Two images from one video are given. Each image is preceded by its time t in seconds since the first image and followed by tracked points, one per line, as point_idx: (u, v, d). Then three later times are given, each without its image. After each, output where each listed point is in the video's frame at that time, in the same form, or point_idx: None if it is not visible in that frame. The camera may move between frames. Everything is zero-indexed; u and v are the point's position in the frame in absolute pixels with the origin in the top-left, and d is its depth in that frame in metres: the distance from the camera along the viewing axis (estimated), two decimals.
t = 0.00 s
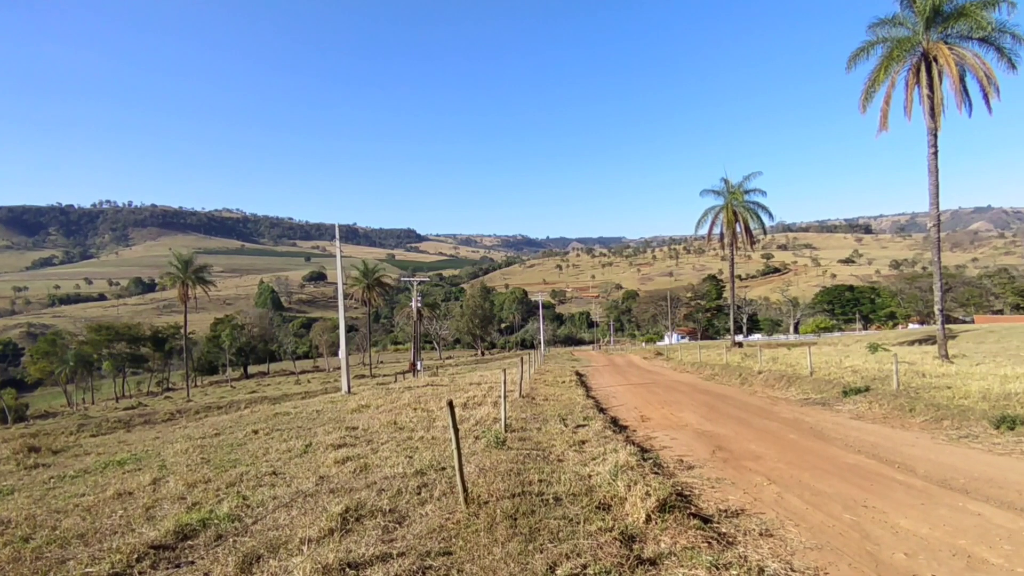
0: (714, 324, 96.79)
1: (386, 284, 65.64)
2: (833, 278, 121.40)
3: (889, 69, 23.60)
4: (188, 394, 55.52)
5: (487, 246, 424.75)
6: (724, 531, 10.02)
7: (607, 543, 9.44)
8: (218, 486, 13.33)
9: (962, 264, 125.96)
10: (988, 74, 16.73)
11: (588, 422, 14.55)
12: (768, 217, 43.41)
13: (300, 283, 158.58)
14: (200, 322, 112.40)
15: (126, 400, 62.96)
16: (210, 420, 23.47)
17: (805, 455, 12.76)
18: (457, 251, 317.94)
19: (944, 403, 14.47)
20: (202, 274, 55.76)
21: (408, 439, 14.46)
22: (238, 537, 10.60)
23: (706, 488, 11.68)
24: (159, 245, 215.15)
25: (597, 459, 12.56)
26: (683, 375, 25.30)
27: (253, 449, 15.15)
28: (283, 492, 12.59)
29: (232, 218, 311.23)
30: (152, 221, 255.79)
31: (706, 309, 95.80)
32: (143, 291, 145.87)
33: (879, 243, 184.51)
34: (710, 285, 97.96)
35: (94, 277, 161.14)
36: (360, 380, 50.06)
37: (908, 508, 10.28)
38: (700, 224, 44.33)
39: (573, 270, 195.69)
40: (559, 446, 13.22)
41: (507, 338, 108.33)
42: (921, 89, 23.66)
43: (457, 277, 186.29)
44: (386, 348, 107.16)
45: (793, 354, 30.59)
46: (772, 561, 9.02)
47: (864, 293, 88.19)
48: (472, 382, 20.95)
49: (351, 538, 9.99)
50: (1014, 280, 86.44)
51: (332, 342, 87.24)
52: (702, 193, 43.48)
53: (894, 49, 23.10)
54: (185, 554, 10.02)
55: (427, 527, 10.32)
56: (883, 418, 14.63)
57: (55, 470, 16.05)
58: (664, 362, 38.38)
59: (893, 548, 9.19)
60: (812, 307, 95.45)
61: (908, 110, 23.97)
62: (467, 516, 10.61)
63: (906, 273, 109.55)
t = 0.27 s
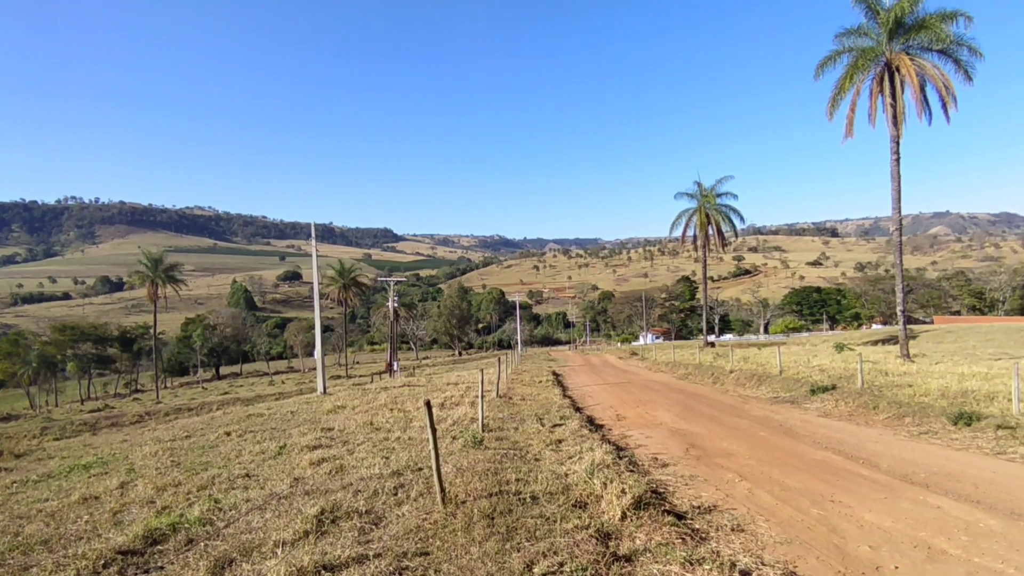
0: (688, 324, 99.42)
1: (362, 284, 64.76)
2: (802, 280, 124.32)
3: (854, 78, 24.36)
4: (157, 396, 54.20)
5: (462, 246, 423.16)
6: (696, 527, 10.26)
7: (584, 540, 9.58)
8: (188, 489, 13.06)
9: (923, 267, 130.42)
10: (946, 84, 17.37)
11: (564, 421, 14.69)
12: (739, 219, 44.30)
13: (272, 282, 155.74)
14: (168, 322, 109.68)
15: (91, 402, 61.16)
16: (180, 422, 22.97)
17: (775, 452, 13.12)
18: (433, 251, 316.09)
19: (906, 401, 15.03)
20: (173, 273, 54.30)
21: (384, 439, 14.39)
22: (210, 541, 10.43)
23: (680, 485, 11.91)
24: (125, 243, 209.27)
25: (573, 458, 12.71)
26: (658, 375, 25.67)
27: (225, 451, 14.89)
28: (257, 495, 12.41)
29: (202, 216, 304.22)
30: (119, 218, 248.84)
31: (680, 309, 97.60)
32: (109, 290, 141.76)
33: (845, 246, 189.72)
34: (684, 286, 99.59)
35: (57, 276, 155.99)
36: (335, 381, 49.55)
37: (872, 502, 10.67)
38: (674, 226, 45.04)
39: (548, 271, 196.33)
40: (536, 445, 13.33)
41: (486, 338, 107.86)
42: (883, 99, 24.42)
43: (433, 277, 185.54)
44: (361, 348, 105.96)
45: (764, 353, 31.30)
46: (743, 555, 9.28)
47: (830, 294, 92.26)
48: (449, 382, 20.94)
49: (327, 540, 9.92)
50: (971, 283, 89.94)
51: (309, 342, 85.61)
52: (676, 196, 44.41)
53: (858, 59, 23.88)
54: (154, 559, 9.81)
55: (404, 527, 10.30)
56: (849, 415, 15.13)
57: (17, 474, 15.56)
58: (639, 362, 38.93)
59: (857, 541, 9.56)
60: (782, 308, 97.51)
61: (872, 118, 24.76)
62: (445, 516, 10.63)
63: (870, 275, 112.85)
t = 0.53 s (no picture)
0: (663, 324, 101.04)
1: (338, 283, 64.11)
2: (773, 281, 126.80)
3: (821, 85, 25.02)
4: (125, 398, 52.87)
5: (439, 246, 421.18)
6: (670, 524, 10.44)
7: (560, 538, 9.68)
8: (157, 493, 12.80)
9: (888, 269, 134.24)
10: (908, 93, 17.95)
11: (541, 420, 14.80)
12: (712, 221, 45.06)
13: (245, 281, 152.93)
14: (136, 322, 106.96)
15: (54, 405, 59.34)
16: (149, 424, 22.44)
17: (745, 449, 13.41)
18: (409, 251, 313.97)
19: (871, 398, 15.50)
20: (142, 271, 52.99)
21: (360, 440, 14.29)
22: (180, 545, 10.25)
23: (654, 483, 12.07)
24: (91, 241, 203.34)
25: (550, 457, 12.79)
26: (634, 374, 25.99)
27: (196, 453, 14.63)
28: (229, 498, 12.22)
29: (172, 214, 297.26)
30: (85, 215, 241.78)
31: (655, 309, 99.07)
32: (74, 290, 137.73)
33: (814, 248, 194.10)
34: (659, 287, 100.84)
35: (17, 274, 150.81)
36: (311, 382, 48.98)
37: (838, 497, 10.98)
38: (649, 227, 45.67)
39: (526, 271, 196.62)
40: (513, 445, 13.39)
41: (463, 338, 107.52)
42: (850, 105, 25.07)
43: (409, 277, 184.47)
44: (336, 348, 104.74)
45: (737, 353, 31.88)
46: (715, 550, 9.49)
47: (801, 295, 94.13)
48: (426, 382, 20.90)
49: (303, 541, 9.83)
50: (933, 284, 92.87)
51: (283, 342, 84.46)
52: (651, 198, 45.09)
53: (825, 67, 24.53)
54: (123, 564, 9.61)
55: (381, 528, 10.26)
56: (818, 413, 15.53)
57: None
58: (615, 362, 39.38)
59: (824, 534, 9.88)
60: (754, 309, 99.21)
61: (839, 124, 25.46)
62: (422, 516, 10.61)
63: (838, 276, 115.68)
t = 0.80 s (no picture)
0: (639, 324, 101.82)
1: (314, 284, 63.89)
2: (746, 281, 128.32)
3: (793, 88, 25.34)
4: (94, 401, 51.74)
5: (419, 246, 419.67)
6: (644, 522, 10.49)
7: (535, 537, 9.67)
8: (128, 496, 12.58)
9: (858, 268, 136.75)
10: (877, 96, 18.21)
11: (517, 420, 14.79)
12: (686, 222, 45.50)
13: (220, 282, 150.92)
14: (108, 323, 104.80)
15: (21, 408, 57.88)
16: (119, 427, 22.00)
17: (719, 447, 13.52)
18: (387, 251, 312.63)
19: (841, 396, 15.74)
20: (112, 272, 52.14)
21: (335, 442, 14.19)
22: (151, 549, 10.08)
23: (628, 481, 12.13)
24: (58, 241, 198.40)
25: (525, 457, 12.79)
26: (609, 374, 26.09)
27: (168, 456, 14.42)
28: (201, 501, 12.05)
29: (144, 213, 291.91)
30: (52, 214, 236.02)
31: (631, 309, 99.69)
32: (42, 291, 134.46)
33: (787, 248, 196.88)
34: (635, 287, 101.51)
35: None
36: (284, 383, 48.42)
37: (808, 494, 11.12)
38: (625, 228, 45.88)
39: (504, 271, 196.50)
40: (488, 445, 13.36)
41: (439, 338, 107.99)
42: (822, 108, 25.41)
43: (386, 277, 183.71)
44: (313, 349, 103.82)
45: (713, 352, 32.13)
46: (687, 547, 9.54)
47: (774, 295, 95.10)
48: (403, 383, 20.78)
49: (275, 544, 9.72)
50: (902, 284, 94.47)
51: (257, 343, 83.94)
52: (627, 199, 45.33)
53: (797, 70, 24.86)
54: (90, 570, 9.42)
55: (355, 530, 10.16)
56: (790, 411, 15.71)
57: None
58: (591, 362, 39.51)
59: (794, 530, 9.99)
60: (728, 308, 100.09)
61: (810, 127, 25.79)
62: (397, 517, 10.54)
63: (811, 276, 117.45)
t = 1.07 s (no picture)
0: (614, 324, 102.35)
1: (288, 284, 63.49)
2: (720, 281, 129.64)
3: (765, 91, 25.63)
4: (60, 404, 50.56)
5: (398, 246, 417.49)
6: (618, 520, 10.55)
7: (509, 537, 9.66)
8: (98, 500, 12.35)
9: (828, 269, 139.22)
10: (848, 99, 18.47)
11: (494, 421, 14.79)
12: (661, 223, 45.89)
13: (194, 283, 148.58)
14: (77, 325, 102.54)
15: None
16: (88, 431, 21.57)
17: (692, 446, 13.64)
18: (364, 251, 310.44)
19: (812, 395, 15.99)
20: (80, 272, 51.18)
21: (310, 443, 14.08)
22: (121, 553, 9.91)
23: (603, 480, 12.19)
24: (23, 240, 193.29)
25: (501, 457, 12.79)
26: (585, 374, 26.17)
27: (139, 459, 14.19)
28: (173, 504, 11.88)
29: (114, 212, 286.08)
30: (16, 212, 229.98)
31: (608, 309, 100.22)
32: (8, 292, 131.00)
33: (761, 249, 199.37)
34: (611, 287, 102.21)
35: None
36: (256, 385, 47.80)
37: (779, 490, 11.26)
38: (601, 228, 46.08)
39: (481, 271, 196.05)
40: (464, 445, 13.34)
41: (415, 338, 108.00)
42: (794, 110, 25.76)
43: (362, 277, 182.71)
44: (289, 351, 102.81)
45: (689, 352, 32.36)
46: (660, 545, 9.60)
47: (748, 295, 96.22)
48: (378, 384, 20.67)
49: (248, 546, 9.60)
50: (872, 283, 96.08)
51: (230, 344, 83.15)
52: (603, 199, 45.55)
53: (769, 73, 25.17)
54: None
55: (329, 531, 10.06)
56: (762, 410, 15.90)
57: None
58: (567, 361, 39.61)
59: (764, 526, 10.11)
60: (703, 308, 100.75)
61: (782, 129, 26.15)
62: (371, 518, 10.47)
63: (783, 276, 119.17)
